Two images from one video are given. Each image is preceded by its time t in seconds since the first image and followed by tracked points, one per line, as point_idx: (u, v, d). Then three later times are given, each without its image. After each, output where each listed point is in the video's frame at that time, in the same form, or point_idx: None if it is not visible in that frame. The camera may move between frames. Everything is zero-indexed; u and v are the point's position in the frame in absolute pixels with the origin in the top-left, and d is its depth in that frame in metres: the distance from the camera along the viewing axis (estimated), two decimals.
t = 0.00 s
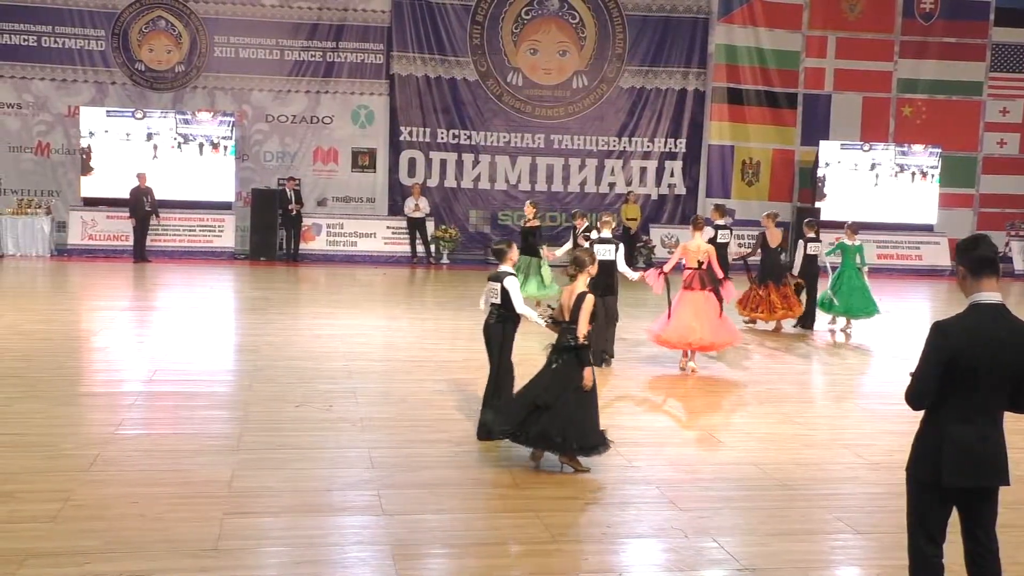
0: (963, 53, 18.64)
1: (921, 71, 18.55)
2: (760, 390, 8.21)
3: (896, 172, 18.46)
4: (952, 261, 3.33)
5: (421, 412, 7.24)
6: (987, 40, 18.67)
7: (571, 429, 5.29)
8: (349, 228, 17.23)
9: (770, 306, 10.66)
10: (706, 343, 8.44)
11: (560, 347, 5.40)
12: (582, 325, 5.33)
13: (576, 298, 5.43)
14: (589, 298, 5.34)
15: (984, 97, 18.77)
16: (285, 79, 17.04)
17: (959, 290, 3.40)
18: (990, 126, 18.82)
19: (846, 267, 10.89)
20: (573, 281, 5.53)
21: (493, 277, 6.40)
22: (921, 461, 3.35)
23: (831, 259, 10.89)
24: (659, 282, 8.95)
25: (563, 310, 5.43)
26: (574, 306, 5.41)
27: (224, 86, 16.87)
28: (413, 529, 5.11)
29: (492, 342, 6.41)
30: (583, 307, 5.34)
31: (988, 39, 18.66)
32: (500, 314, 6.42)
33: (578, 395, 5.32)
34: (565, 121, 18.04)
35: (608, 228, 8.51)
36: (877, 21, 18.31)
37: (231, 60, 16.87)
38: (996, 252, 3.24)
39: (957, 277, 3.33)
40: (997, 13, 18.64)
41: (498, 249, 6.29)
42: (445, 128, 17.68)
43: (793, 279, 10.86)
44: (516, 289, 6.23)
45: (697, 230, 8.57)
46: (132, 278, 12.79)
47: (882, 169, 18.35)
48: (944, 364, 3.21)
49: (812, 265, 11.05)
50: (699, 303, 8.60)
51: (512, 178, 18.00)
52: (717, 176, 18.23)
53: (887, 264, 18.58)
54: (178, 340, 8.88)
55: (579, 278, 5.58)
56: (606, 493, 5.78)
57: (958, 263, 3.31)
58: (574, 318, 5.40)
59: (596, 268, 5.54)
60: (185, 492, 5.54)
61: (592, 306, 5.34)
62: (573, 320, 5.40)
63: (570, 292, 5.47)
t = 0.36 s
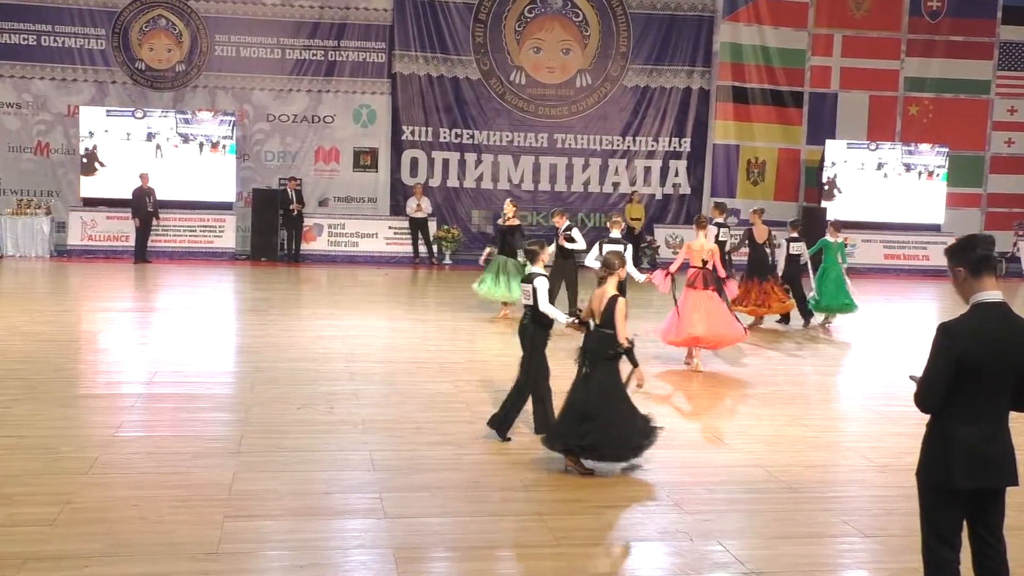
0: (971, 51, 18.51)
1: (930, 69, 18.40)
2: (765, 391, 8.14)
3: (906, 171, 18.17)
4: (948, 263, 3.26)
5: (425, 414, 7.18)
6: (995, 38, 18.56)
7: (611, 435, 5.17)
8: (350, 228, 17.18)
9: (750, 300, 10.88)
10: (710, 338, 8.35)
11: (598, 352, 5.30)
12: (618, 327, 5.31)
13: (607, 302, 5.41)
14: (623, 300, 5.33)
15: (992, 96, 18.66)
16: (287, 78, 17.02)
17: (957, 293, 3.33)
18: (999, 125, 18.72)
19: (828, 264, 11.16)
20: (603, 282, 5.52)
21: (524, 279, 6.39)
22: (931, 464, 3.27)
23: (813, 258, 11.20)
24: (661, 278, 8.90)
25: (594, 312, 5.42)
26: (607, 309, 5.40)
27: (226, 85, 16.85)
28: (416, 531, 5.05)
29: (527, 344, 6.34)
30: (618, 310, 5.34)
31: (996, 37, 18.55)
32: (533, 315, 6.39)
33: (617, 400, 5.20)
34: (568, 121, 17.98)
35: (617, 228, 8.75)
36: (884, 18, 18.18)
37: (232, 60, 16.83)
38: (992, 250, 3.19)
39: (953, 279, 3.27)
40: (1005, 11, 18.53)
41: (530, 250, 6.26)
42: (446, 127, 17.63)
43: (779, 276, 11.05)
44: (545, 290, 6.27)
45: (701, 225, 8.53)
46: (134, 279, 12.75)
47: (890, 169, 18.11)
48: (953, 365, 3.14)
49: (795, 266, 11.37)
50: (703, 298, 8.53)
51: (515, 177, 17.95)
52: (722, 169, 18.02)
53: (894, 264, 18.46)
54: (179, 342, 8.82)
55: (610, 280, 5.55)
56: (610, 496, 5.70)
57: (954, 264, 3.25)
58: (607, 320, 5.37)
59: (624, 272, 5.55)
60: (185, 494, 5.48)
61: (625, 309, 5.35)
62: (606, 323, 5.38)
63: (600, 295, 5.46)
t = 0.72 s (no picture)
0: (982, 45, 18.33)
1: (940, 63, 18.22)
2: (770, 393, 7.95)
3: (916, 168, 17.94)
4: (954, 265, 3.08)
5: (422, 418, 6.98)
6: (1007, 32, 18.35)
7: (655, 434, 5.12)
8: (345, 226, 16.97)
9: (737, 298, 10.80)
10: (688, 338, 8.25)
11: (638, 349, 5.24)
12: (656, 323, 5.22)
13: (647, 299, 5.34)
14: (661, 298, 5.22)
15: (1004, 91, 18.45)
16: (274, 74, 16.79)
17: (963, 293, 3.17)
18: (1011, 122, 18.52)
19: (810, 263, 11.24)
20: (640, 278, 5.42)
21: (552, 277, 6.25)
22: (941, 469, 3.13)
23: (797, 256, 11.33)
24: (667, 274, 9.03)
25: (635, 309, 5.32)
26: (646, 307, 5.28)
27: (217, 81, 16.65)
28: (412, 539, 4.85)
29: (555, 341, 6.32)
30: (656, 307, 5.22)
31: (1008, 31, 18.35)
32: (561, 315, 6.28)
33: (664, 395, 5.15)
34: (569, 117, 17.80)
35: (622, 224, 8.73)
36: (895, 12, 18.03)
37: (224, 54, 16.64)
38: (1002, 249, 3.03)
39: (961, 281, 3.10)
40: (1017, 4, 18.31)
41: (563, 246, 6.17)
42: (444, 123, 17.44)
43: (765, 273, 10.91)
44: (574, 289, 6.13)
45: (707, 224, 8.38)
46: (124, 280, 12.53)
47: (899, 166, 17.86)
48: (968, 368, 2.99)
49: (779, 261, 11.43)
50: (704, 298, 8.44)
51: (515, 175, 17.77)
52: (726, 168, 17.91)
53: (905, 264, 18.27)
54: (169, 344, 8.62)
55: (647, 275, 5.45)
56: (611, 502, 5.51)
57: (961, 266, 3.07)
58: (647, 318, 5.30)
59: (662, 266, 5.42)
60: (173, 501, 5.28)
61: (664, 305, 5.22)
62: (646, 320, 5.30)
63: (639, 293, 5.34)
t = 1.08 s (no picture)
0: (982, 37, 18.22)
1: (939, 56, 18.12)
2: (765, 395, 7.76)
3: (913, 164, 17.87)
4: (960, 260, 2.92)
5: (408, 422, 6.78)
6: (1007, 24, 18.25)
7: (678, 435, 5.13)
8: (328, 224, 16.72)
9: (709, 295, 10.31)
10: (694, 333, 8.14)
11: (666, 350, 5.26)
12: (684, 324, 5.27)
13: (677, 301, 5.36)
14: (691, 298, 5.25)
15: (1005, 85, 18.36)
16: (257, 67, 16.56)
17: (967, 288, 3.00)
18: (1011, 117, 18.42)
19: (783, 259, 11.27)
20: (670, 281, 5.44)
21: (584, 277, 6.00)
22: (936, 473, 2.97)
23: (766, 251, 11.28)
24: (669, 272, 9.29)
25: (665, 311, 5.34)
26: (675, 307, 5.32)
27: (194, 74, 16.39)
28: (397, 546, 4.65)
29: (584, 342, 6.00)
30: (685, 307, 5.25)
31: (1008, 24, 18.25)
32: (592, 316, 5.96)
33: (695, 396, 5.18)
34: (559, 112, 17.61)
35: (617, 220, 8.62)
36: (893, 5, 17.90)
37: (202, 46, 16.38)
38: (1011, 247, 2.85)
39: (966, 277, 2.94)
40: None
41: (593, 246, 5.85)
42: (430, 118, 17.24)
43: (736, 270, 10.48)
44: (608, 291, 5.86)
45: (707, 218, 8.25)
46: (100, 279, 12.28)
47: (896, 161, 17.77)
48: (963, 369, 2.83)
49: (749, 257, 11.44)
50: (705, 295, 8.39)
51: (503, 172, 17.56)
52: (721, 165, 17.85)
53: (902, 262, 18.05)
54: (148, 346, 8.40)
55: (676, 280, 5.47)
56: (603, 507, 5.32)
57: (966, 261, 2.91)
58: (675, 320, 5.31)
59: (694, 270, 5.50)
60: (150, 507, 5.06)
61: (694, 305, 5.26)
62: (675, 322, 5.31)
63: (668, 295, 5.42)
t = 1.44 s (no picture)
0: (988, 31, 18.08)
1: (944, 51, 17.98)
2: (765, 398, 7.59)
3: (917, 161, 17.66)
4: (966, 256, 2.83)
5: (400, 426, 6.59)
6: (1014, 17, 18.06)
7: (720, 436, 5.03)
8: (316, 223, 16.55)
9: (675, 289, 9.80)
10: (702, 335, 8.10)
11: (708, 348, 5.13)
12: (728, 322, 5.13)
13: (715, 298, 5.21)
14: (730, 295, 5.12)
15: (1011, 81, 18.20)
16: (247, 61, 16.37)
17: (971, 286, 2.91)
18: (1018, 113, 18.28)
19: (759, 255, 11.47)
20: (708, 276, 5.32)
21: (613, 276, 5.99)
22: (939, 477, 2.89)
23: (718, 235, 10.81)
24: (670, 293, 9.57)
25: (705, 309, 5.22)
26: (714, 306, 5.17)
27: (180, 69, 16.20)
28: (388, 553, 4.48)
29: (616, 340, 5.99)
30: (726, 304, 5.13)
31: (1015, 17, 18.05)
32: (624, 315, 5.97)
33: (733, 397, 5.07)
34: (554, 108, 17.45)
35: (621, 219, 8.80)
36: None
37: (188, 39, 16.19)
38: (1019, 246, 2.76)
39: (970, 274, 2.85)
40: None
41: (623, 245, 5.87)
42: (422, 114, 17.06)
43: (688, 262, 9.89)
44: (640, 289, 5.86)
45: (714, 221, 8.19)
46: (83, 279, 12.06)
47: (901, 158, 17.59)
48: (963, 371, 2.75)
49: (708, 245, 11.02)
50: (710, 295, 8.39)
51: (497, 169, 17.39)
52: (719, 162, 17.61)
53: (906, 262, 17.91)
54: (131, 347, 8.20)
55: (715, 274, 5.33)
56: (600, 513, 5.13)
57: (973, 258, 2.82)
58: (715, 317, 5.18)
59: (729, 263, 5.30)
60: (134, 514, 4.88)
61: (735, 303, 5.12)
62: (715, 319, 5.19)
63: (706, 292, 5.22)
